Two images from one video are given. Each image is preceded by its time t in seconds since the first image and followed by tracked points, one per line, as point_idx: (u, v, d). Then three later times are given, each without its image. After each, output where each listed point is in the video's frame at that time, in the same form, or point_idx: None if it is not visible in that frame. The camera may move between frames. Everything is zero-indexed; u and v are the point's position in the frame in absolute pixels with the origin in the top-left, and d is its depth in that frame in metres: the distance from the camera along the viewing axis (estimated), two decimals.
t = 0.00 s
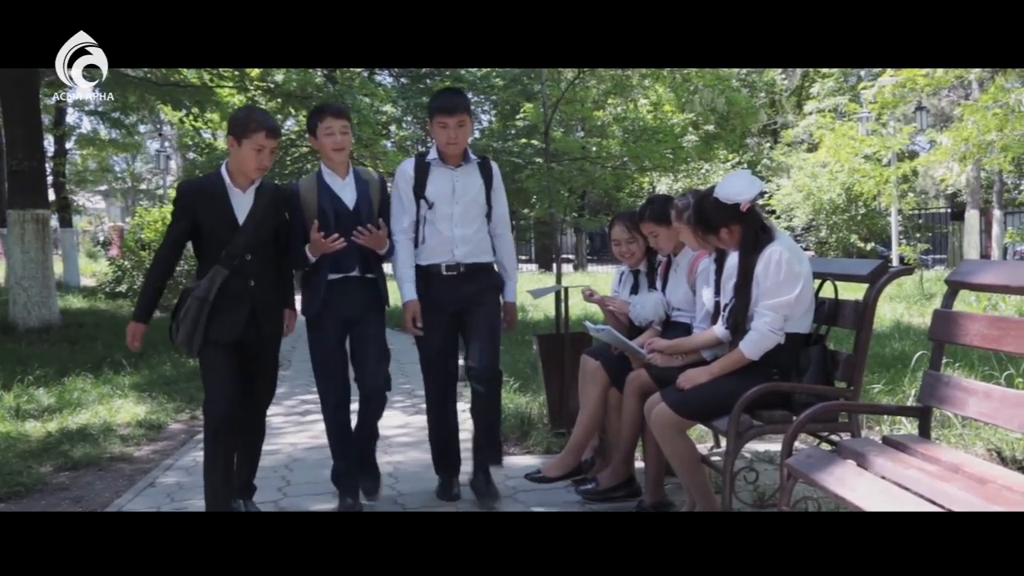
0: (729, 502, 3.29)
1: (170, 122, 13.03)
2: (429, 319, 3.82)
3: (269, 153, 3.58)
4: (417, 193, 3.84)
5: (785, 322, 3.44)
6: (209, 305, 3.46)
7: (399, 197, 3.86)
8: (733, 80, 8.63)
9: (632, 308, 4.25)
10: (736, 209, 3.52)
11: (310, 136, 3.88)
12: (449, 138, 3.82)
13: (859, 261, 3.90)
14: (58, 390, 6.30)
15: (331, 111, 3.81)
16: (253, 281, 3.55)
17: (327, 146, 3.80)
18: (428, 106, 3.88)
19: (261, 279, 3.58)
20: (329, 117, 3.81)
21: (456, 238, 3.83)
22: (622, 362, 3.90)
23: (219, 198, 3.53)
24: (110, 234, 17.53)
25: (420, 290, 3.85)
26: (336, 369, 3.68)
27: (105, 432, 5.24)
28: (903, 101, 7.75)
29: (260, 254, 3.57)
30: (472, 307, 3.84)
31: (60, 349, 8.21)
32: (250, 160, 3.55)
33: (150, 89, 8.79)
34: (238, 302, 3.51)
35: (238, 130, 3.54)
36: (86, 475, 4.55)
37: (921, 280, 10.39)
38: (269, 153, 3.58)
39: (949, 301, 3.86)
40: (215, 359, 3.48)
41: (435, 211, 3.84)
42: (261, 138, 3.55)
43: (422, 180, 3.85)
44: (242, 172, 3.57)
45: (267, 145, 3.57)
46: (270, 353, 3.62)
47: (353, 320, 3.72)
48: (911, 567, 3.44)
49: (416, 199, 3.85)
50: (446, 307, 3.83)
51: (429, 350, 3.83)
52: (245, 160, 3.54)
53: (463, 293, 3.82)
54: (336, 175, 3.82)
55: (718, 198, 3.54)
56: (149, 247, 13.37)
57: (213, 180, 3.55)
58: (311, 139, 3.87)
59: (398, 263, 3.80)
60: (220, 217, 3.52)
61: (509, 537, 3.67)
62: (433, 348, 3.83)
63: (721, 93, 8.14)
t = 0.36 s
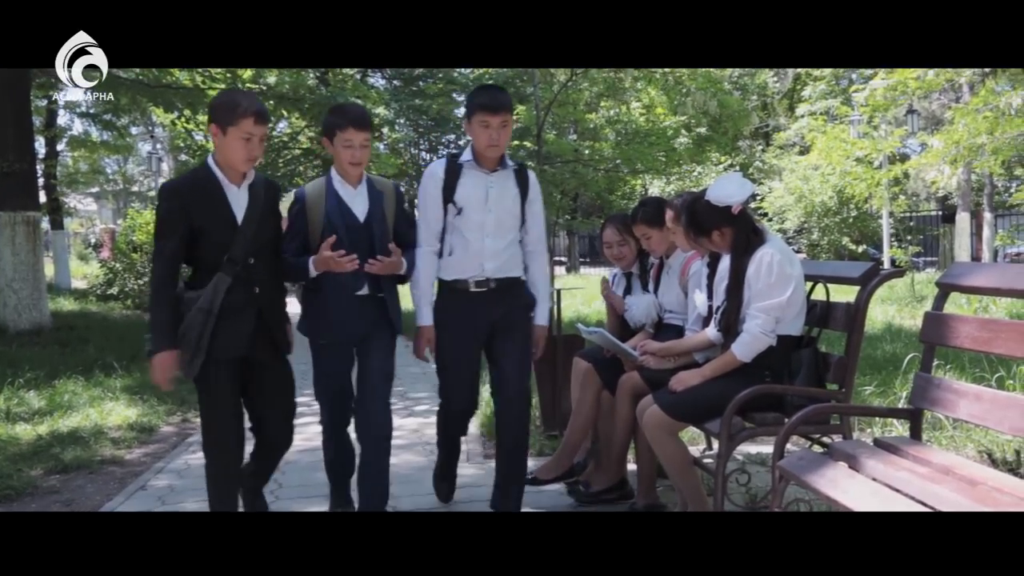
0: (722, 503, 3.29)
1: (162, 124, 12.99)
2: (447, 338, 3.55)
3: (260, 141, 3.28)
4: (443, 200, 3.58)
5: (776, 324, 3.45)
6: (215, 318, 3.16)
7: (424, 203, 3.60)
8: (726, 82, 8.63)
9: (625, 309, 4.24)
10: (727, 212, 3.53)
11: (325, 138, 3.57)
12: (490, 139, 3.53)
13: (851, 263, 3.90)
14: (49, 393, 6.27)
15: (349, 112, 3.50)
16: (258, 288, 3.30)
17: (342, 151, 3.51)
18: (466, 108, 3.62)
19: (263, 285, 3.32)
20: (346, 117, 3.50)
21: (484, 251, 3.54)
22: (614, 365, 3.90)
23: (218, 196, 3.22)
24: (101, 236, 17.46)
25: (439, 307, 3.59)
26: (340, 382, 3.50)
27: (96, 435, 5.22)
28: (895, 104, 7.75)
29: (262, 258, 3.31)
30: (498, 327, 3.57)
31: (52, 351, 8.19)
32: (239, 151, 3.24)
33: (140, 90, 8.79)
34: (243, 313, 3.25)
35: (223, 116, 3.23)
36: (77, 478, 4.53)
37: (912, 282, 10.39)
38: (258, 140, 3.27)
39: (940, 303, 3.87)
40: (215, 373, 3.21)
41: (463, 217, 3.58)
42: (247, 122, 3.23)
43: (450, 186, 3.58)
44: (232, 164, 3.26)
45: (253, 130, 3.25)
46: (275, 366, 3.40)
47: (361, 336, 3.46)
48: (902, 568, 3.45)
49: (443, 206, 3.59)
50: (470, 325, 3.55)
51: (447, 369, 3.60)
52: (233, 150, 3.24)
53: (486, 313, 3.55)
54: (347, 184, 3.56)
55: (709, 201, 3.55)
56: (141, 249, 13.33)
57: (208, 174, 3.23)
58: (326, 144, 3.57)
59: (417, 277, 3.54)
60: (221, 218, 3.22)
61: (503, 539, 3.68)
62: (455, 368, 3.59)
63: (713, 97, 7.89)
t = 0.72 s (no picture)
0: (703, 507, 3.32)
1: (144, 126, 12.89)
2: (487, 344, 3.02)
3: (278, 133, 2.83)
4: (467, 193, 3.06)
5: (758, 328, 3.46)
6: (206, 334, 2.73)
7: (444, 195, 3.06)
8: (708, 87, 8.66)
9: (608, 312, 4.24)
10: (709, 216, 3.55)
11: (332, 120, 3.14)
12: (506, 128, 3.06)
13: (831, 267, 3.94)
14: (27, 397, 6.21)
15: (359, 95, 3.04)
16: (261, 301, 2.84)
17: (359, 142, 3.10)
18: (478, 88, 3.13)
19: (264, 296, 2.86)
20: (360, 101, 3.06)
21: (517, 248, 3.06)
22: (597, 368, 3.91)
23: (221, 197, 2.77)
24: (83, 238, 17.32)
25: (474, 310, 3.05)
26: (362, 401, 2.95)
27: (75, 440, 5.18)
28: (875, 110, 7.73)
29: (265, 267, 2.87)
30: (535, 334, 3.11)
31: (31, 355, 8.11)
32: (254, 146, 2.79)
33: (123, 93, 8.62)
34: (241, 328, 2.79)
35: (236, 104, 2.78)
36: (55, 484, 4.49)
37: (893, 286, 10.43)
38: (275, 132, 2.82)
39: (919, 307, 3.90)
40: (203, 402, 2.77)
41: (491, 213, 3.07)
42: (266, 111, 2.78)
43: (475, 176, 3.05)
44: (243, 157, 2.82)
45: (271, 120, 2.79)
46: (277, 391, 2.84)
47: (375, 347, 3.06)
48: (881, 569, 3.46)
49: (468, 201, 3.07)
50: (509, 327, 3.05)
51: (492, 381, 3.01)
52: (246, 143, 2.80)
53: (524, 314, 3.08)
54: (354, 169, 3.14)
55: (691, 206, 3.56)
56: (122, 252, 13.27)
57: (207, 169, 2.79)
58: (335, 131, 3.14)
59: (443, 279, 3.00)
60: (223, 222, 2.78)
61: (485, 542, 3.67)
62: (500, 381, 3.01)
63: (696, 100, 7.88)
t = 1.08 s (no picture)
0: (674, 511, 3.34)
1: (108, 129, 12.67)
2: (497, 365, 2.96)
3: (321, 118, 2.72)
4: (488, 187, 2.98)
5: (729, 333, 3.49)
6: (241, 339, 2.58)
7: (462, 187, 2.96)
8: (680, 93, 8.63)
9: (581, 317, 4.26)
10: (680, 221, 3.57)
11: (342, 122, 3.01)
12: (527, 111, 3.03)
13: (800, 272, 3.98)
14: None
15: (371, 87, 2.93)
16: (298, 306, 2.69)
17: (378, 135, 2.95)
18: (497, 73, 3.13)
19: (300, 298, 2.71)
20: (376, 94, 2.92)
21: (538, 251, 3.00)
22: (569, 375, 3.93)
23: (250, 190, 2.60)
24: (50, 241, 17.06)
25: (484, 319, 2.99)
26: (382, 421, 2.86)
27: (41, 448, 5.09)
28: (844, 117, 7.58)
29: (299, 264, 2.70)
30: (560, 345, 3.03)
31: None
32: (294, 129, 2.68)
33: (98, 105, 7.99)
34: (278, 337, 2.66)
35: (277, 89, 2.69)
36: (19, 493, 4.42)
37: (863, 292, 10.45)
38: (316, 117, 2.71)
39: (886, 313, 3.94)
40: (239, 416, 2.61)
41: (515, 206, 3.00)
42: (313, 92, 2.68)
43: (498, 170, 2.98)
44: (282, 145, 2.69)
45: (316, 101, 2.70)
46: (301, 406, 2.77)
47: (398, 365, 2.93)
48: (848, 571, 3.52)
49: (490, 192, 2.98)
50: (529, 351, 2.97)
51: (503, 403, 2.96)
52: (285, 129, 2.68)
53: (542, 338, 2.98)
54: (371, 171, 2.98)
55: (662, 211, 3.59)
56: (88, 257, 13.12)
57: (231, 160, 2.58)
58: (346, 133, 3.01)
59: (457, 281, 2.90)
60: (252, 218, 2.60)
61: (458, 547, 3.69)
62: (511, 406, 2.96)
63: (667, 107, 7.63)
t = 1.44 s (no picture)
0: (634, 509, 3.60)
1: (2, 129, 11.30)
2: (529, 385, 3.19)
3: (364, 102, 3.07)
4: (523, 202, 3.19)
5: (688, 339, 4.05)
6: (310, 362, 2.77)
7: (503, 194, 3.17)
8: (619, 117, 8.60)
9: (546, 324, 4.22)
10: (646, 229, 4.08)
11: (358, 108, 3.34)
12: (591, 121, 3.22)
13: (758, 280, 4.08)
14: None
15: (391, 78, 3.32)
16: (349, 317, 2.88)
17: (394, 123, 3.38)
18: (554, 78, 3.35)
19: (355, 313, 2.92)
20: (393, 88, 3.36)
21: (571, 263, 3.21)
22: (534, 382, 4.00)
23: (300, 190, 2.68)
24: None
25: (512, 338, 3.24)
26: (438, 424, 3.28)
27: None
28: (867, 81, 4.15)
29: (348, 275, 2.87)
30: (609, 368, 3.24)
31: None
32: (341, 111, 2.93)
33: None
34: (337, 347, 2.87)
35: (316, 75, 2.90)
36: None
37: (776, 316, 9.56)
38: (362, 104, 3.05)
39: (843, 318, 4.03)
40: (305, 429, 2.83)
41: (555, 214, 3.20)
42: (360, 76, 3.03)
43: (536, 188, 3.18)
44: (331, 129, 2.88)
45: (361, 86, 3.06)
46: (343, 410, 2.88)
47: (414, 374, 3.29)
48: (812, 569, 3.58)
49: (524, 201, 3.19)
50: (569, 376, 3.18)
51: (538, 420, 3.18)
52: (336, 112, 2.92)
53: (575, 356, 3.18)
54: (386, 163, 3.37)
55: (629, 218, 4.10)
56: None
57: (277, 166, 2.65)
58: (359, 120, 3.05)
59: (477, 286, 3.16)
60: (310, 223, 2.70)
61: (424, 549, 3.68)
62: (543, 429, 3.18)
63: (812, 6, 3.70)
